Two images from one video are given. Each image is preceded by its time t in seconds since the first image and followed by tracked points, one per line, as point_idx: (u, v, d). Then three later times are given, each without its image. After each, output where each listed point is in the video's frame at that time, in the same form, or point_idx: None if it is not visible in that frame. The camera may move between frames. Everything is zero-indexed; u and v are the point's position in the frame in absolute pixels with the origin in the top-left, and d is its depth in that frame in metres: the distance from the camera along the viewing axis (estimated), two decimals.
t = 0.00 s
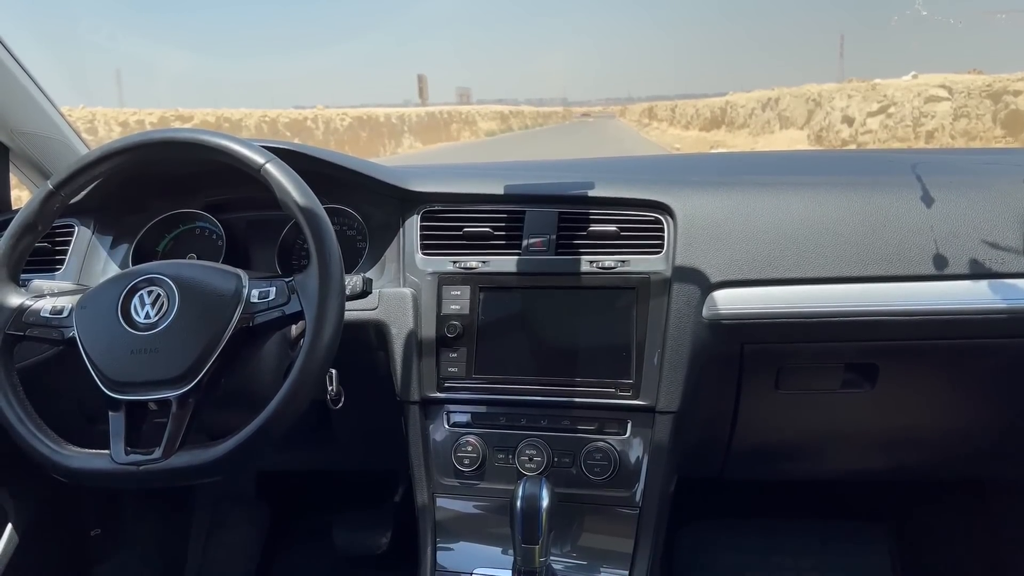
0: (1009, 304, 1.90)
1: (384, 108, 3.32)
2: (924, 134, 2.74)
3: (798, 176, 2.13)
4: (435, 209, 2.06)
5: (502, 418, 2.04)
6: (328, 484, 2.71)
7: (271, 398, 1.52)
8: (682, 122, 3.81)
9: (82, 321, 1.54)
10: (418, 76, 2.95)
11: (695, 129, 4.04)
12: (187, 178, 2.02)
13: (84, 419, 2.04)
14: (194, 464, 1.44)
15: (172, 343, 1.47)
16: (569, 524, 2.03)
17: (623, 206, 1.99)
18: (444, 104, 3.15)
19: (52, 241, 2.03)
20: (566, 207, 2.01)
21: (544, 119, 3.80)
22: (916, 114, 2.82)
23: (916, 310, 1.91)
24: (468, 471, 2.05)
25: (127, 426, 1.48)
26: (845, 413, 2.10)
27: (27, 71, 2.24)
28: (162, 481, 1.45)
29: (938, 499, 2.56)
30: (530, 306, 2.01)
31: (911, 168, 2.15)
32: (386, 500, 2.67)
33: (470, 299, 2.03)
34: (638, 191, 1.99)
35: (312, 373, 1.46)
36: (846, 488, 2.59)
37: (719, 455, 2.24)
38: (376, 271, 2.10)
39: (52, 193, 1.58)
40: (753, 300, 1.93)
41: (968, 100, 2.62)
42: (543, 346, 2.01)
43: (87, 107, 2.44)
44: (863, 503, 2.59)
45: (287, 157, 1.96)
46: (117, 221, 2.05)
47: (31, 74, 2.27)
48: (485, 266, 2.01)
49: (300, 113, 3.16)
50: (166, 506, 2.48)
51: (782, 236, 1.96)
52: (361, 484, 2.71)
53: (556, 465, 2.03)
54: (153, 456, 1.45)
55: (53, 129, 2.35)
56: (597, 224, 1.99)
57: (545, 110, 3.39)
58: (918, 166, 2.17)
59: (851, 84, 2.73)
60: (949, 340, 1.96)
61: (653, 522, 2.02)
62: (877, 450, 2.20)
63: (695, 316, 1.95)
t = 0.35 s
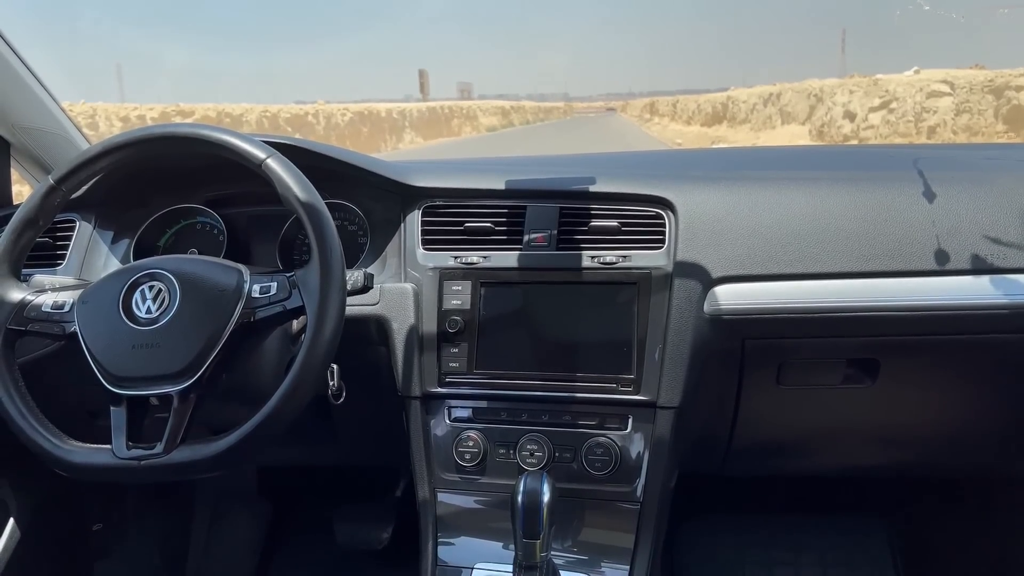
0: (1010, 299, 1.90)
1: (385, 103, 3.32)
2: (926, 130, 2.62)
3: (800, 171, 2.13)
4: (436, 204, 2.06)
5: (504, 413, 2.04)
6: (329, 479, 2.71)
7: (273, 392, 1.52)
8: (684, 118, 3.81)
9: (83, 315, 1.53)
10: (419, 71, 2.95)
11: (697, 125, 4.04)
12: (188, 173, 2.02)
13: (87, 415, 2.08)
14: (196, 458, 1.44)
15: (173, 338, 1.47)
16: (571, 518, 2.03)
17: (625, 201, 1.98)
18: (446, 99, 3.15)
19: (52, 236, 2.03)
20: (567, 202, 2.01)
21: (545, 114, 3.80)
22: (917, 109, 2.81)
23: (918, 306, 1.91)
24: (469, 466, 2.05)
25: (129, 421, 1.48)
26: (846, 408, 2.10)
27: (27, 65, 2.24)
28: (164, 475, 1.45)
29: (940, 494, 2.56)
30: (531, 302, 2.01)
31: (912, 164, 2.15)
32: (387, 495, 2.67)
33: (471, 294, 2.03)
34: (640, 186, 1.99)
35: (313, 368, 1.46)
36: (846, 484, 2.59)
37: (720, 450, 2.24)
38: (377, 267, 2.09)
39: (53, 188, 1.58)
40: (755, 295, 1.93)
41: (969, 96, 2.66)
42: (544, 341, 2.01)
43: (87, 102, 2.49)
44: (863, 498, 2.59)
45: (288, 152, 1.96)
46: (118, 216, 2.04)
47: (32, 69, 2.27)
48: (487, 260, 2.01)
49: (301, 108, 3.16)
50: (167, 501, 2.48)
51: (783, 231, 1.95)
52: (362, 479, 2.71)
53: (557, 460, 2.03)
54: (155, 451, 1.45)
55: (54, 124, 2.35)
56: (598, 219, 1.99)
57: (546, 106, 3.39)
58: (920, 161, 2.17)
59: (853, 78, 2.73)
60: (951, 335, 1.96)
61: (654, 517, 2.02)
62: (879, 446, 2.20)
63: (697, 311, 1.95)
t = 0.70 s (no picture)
0: (1012, 295, 1.90)
1: (387, 99, 3.31)
2: (928, 125, 2.65)
3: (801, 166, 2.13)
4: (437, 200, 2.06)
5: (505, 408, 2.05)
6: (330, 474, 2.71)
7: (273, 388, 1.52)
8: (685, 113, 3.81)
9: (85, 311, 1.54)
10: (420, 66, 2.95)
11: (698, 120, 4.04)
12: (189, 168, 2.02)
13: (88, 410, 2.09)
14: (197, 453, 1.44)
15: (175, 333, 1.47)
16: (571, 513, 2.03)
17: (626, 197, 1.98)
18: (447, 94, 3.15)
19: (53, 231, 2.03)
20: (568, 198, 2.01)
21: (547, 110, 3.80)
22: (919, 104, 2.80)
23: (918, 301, 1.91)
24: (470, 461, 2.05)
25: (130, 416, 1.49)
26: (847, 404, 2.11)
27: (28, 61, 2.24)
28: (165, 471, 1.45)
29: (940, 491, 2.56)
30: (532, 297, 2.01)
31: (914, 159, 2.15)
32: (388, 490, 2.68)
33: (472, 289, 2.03)
34: (641, 182, 1.99)
35: (314, 363, 1.46)
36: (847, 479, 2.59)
37: (721, 445, 2.25)
38: (378, 262, 2.10)
39: (53, 183, 1.58)
40: (756, 291, 1.93)
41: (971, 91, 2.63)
42: (545, 337, 2.01)
43: (89, 98, 2.50)
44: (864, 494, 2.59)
45: (290, 148, 1.96)
46: (120, 211, 2.04)
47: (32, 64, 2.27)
48: (488, 256, 2.00)
49: (302, 103, 3.16)
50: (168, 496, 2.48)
51: (784, 226, 1.95)
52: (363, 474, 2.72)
53: (558, 456, 2.03)
54: (156, 446, 1.45)
55: (55, 119, 2.35)
56: (600, 215, 1.99)
57: (547, 101, 3.39)
58: (922, 157, 2.17)
59: (856, 73, 2.73)
60: (952, 331, 1.96)
61: (654, 513, 2.02)
62: (879, 441, 2.21)
63: (698, 307, 1.95)
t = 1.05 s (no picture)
0: (1012, 291, 1.90)
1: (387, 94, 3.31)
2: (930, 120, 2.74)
3: (802, 162, 2.12)
4: (438, 195, 2.05)
5: (506, 404, 2.05)
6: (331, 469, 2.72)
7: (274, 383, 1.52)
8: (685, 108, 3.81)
9: (86, 306, 1.54)
10: (420, 61, 2.94)
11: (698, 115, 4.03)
12: (189, 164, 2.02)
13: (88, 405, 2.09)
14: (199, 448, 1.45)
15: (176, 329, 1.47)
16: (572, 508, 2.04)
17: (628, 192, 1.98)
18: (447, 89, 3.14)
19: (54, 226, 2.03)
20: (569, 193, 2.00)
21: (547, 104, 3.79)
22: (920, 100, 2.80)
23: (919, 297, 1.91)
24: (471, 457, 2.05)
25: (132, 411, 1.49)
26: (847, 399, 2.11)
27: (28, 55, 2.24)
28: (167, 466, 1.45)
29: (940, 486, 2.57)
30: (533, 293, 2.01)
31: (915, 154, 2.14)
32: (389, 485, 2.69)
33: (473, 285, 2.03)
34: (642, 177, 1.99)
35: (315, 359, 1.46)
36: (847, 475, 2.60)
37: (722, 440, 2.25)
38: (379, 258, 2.10)
39: (54, 179, 1.58)
40: (756, 287, 1.93)
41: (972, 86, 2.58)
42: (545, 332, 2.01)
43: (90, 93, 2.42)
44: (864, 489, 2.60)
45: (290, 143, 1.96)
46: (120, 206, 2.05)
47: (32, 58, 2.26)
48: (488, 252, 2.01)
49: (302, 98, 3.15)
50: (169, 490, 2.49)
51: (785, 222, 1.95)
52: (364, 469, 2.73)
53: (559, 451, 2.03)
54: (157, 442, 1.46)
55: (55, 114, 2.34)
56: (600, 210, 1.99)
57: (548, 96, 3.38)
58: (923, 152, 2.16)
59: (857, 69, 2.73)
60: (952, 326, 1.96)
61: (655, 508, 2.02)
62: (880, 437, 2.21)
63: (699, 303, 1.95)
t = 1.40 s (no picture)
0: (1014, 286, 1.90)
1: (388, 89, 3.31)
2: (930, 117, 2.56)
3: (803, 157, 2.12)
4: (439, 190, 2.05)
5: (507, 399, 2.05)
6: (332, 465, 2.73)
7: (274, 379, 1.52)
8: (686, 104, 3.80)
9: (87, 302, 1.54)
10: (421, 57, 2.94)
11: (699, 110, 4.02)
12: (190, 159, 2.02)
13: (88, 400, 2.09)
14: (199, 444, 1.45)
15: (176, 324, 1.47)
16: (572, 504, 2.04)
17: (628, 188, 1.98)
18: (448, 84, 3.14)
19: (55, 222, 2.03)
20: (570, 189, 2.00)
21: (548, 100, 3.78)
22: (921, 95, 2.80)
23: (921, 293, 1.91)
24: (472, 452, 2.06)
25: (133, 407, 1.49)
26: (848, 395, 2.11)
27: (29, 52, 2.24)
28: (167, 462, 1.45)
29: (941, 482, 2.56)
30: (534, 289, 2.01)
31: (916, 150, 2.14)
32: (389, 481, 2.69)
33: (474, 281, 2.03)
34: (642, 173, 1.99)
35: (315, 354, 1.46)
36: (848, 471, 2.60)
37: (722, 436, 2.25)
38: (380, 254, 2.09)
39: (55, 174, 1.58)
40: (758, 282, 1.93)
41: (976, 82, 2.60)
42: (546, 328, 2.01)
43: (90, 89, 2.50)
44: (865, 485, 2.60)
45: (291, 138, 1.96)
46: (120, 202, 2.04)
47: (32, 54, 2.26)
48: (488, 247, 2.01)
49: (303, 94, 3.15)
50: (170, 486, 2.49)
51: (786, 218, 1.95)
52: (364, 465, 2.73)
53: (560, 447, 2.03)
54: (158, 437, 1.46)
55: (56, 110, 2.35)
56: (601, 205, 1.99)
57: (549, 92, 3.38)
58: (924, 148, 2.16)
59: (858, 64, 2.72)
60: (954, 322, 1.95)
61: (655, 504, 2.02)
62: (881, 432, 2.21)
63: (700, 299, 1.94)
